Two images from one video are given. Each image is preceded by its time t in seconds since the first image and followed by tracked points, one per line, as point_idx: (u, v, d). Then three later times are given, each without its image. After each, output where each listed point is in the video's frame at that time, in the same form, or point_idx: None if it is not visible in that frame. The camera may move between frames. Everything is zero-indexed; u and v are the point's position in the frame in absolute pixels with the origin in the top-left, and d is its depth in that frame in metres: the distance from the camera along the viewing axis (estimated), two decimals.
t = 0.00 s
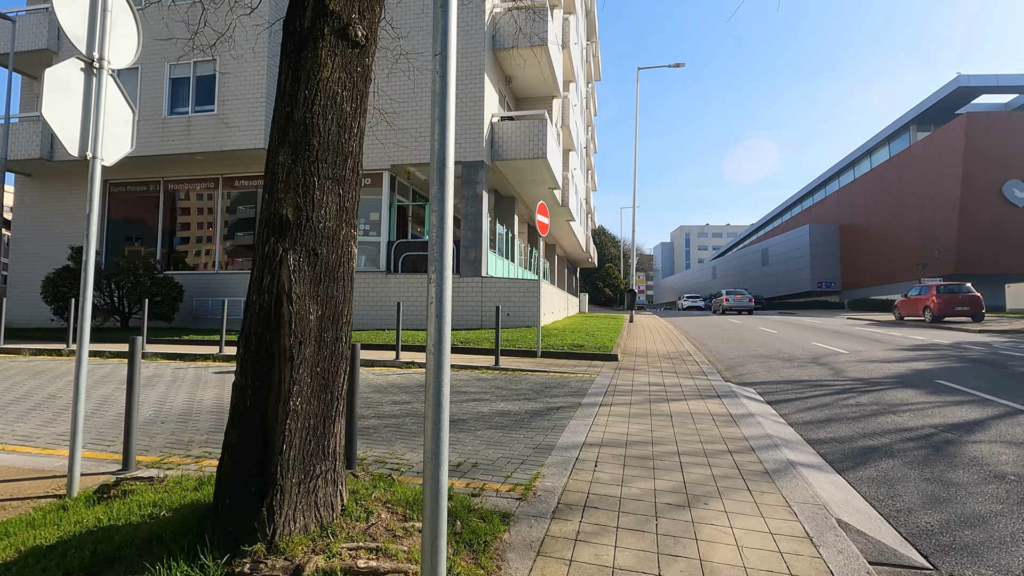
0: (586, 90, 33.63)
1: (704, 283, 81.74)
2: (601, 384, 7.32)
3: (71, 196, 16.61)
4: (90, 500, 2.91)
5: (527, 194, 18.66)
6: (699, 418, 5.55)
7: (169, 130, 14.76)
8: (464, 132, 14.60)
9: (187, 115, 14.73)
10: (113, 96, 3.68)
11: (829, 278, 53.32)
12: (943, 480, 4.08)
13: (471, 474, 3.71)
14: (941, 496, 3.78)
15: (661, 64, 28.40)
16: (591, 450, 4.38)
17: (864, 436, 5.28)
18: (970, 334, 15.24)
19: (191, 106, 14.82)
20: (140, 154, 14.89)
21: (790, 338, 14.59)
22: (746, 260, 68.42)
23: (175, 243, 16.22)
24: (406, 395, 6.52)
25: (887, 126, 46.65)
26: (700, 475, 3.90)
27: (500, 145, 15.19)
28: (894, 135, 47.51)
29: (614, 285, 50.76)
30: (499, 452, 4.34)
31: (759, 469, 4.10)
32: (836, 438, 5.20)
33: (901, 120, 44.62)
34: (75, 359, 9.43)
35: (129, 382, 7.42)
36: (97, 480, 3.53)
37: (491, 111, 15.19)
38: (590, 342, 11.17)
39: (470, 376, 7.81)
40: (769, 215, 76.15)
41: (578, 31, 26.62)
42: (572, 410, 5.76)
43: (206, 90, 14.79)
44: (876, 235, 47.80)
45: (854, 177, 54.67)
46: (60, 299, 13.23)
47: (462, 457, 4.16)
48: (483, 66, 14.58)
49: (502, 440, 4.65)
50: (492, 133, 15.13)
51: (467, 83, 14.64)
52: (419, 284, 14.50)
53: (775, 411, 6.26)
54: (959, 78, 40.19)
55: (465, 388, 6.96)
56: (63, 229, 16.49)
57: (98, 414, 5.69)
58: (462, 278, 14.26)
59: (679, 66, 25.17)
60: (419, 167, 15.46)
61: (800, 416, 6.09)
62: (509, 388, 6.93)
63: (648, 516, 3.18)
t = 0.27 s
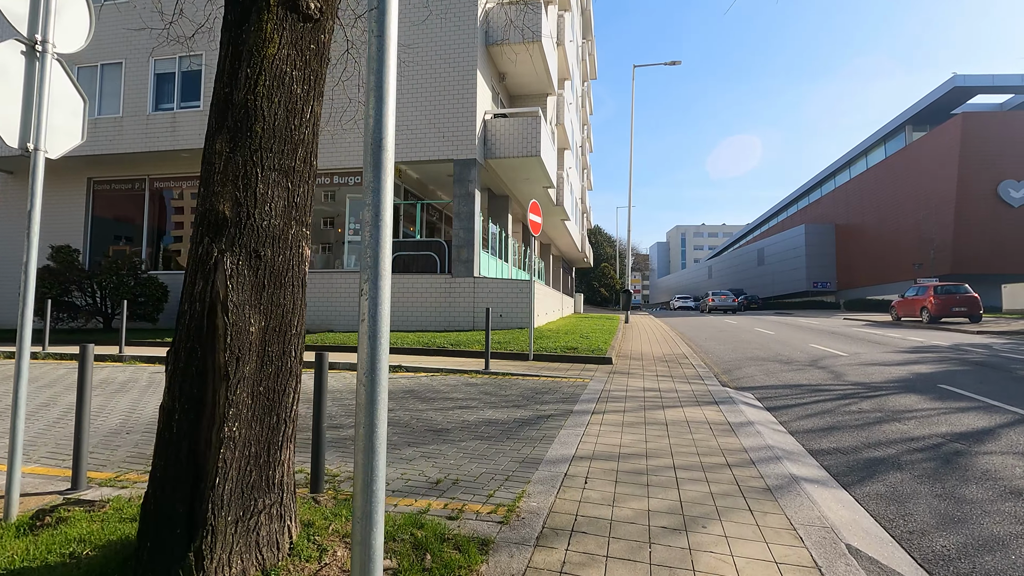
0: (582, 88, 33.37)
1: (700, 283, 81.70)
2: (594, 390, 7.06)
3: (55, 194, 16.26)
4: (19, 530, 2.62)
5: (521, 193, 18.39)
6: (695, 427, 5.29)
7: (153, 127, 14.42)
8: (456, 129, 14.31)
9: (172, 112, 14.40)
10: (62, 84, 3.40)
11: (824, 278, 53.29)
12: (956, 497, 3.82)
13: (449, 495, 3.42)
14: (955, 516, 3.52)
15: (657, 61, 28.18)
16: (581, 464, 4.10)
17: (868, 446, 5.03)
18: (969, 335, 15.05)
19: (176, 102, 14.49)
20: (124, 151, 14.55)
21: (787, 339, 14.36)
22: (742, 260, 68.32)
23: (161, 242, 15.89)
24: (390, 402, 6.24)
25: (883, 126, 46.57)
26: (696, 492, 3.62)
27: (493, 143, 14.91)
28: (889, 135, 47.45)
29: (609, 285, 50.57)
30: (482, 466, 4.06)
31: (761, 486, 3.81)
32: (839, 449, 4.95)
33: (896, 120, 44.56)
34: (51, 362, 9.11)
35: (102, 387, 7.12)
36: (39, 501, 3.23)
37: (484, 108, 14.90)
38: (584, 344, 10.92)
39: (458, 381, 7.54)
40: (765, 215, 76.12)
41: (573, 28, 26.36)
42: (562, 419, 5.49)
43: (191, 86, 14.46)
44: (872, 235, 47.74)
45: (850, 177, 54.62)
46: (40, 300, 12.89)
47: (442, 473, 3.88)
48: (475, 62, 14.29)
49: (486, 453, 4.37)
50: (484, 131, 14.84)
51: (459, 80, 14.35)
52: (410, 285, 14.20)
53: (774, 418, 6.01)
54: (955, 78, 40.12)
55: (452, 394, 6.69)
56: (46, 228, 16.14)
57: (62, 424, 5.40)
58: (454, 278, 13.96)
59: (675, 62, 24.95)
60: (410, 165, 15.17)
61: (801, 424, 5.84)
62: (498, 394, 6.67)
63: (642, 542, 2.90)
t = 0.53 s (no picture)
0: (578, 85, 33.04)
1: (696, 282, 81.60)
2: (588, 390, 6.79)
3: (38, 189, 15.87)
4: None
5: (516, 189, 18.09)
6: (694, 430, 5.01)
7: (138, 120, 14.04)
8: (449, 123, 13.99)
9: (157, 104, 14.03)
10: None
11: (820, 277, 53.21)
12: (976, 508, 3.55)
13: (429, 508, 3.12)
14: (977, 530, 3.25)
15: (654, 57, 27.89)
16: (573, 472, 3.81)
17: (877, 451, 4.75)
18: (969, 334, 14.85)
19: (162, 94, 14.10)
20: (108, 144, 14.17)
21: (786, 338, 14.12)
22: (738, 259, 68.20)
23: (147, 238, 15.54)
24: (374, 403, 5.94)
25: (880, 124, 46.43)
26: (698, 504, 3.33)
27: (486, 137, 14.60)
28: (886, 133, 47.31)
29: (605, 284, 50.35)
30: (467, 475, 3.76)
31: (765, 497, 3.53)
32: (847, 454, 4.67)
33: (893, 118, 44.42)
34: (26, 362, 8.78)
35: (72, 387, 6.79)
36: None
37: (477, 101, 14.59)
38: (578, 343, 10.64)
39: (447, 381, 7.25)
40: (761, 213, 76.02)
41: (569, 23, 26.03)
42: (554, 422, 5.21)
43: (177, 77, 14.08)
44: (868, 234, 47.66)
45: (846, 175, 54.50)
46: (19, 297, 12.53)
47: (423, 482, 3.59)
48: (468, 54, 13.97)
49: (472, 460, 4.08)
50: (478, 125, 14.53)
51: (452, 73, 14.03)
52: (401, 282, 13.91)
53: (776, 421, 5.74)
54: (952, 76, 39.97)
55: (439, 395, 6.40)
56: (29, 224, 15.75)
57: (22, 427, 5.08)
58: (446, 275, 13.67)
59: (673, 57, 24.70)
60: (403, 160, 14.85)
61: (805, 427, 5.57)
62: (488, 395, 6.37)
63: (639, 564, 2.60)
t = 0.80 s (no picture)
0: (575, 81, 32.74)
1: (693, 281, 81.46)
2: (581, 396, 6.50)
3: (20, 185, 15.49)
4: None
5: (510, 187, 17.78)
6: (692, 442, 4.73)
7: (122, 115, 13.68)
8: (440, 118, 13.67)
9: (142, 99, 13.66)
10: None
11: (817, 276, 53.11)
12: (997, 532, 3.28)
13: (400, 537, 2.83)
14: (1000, 559, 2.97)
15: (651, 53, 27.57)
16: (562, 493, 3.52)
17: (885, 465, 4.48)
18: (969, 335, 14.63)
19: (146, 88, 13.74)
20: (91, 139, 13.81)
21: (784, 339, 13.87)
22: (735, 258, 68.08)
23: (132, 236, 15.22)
24: (355, 411, 5.64)
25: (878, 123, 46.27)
26: (696, 531, 3.04)
27: (479, 133, 14.28)
28: (883, 132, 47.16)
29: (601, 283, 50.13)
30: (446, 495, 3.47)
31: (769, 520, 3.25)
32: (854, 469, 4.40)
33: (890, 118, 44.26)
34: None
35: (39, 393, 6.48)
36: None
37: (470, 97, 14.27)
38: (571, 345, 10.36)
39: (434, 386, 6.95)
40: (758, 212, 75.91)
41: (566, 19, 25.68)
42: (544, 433, 4.92)
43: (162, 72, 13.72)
44: (864, 233, 47.55)
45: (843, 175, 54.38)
46: None
47: (398, 505, 3.30)
48: (461, 49, 13.65)
49: (453, 477, 3.80)
50: (471, 121, 14.21)
51: (444, 68, 13.71)
52: (393, 282, 13.58)
53: (777, 431, 5.47)
54: (949, 76, 39.80)
55: (424, 402, 6.11)
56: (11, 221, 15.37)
57: None
58: (437, 274, 13.37)
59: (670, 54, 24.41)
60: (394, 156, 14.53)
61: (807, 438, 5.30)
62: (476, 403, 6.08)
63: None
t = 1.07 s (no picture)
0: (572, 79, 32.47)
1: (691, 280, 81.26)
2: (574, 398, 6.22)
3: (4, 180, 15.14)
4: None
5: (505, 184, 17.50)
6: (691, 448, 4.46)
7: (108, 108, 13.36)
8: (434, 113, 13.39)
9: (127, 91, 13.34)
10: None
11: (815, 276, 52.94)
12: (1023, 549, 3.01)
13: (368, 558, 2.54)
14: None
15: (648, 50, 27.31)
16: (550, 505, 3.24)
17: (895, 473, 4.21)
18: (971, 336, 14.39)
19: (132, 81, 13.40)
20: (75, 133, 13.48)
21: (784, 340, 13.61)
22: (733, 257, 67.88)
23: (119, 232, 14.88)
24: (336, 414, 5.35)
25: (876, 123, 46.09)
26: (696, 550, 2.76)
27: (473, 128, 14.00)
28: (882, 132, 46.99)
29: (599, 282, 49.87)
30: (423, 508, 3.19)
31: (776, 536, 2.97)
32: (863, 478, 4.12)
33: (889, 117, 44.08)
34: None
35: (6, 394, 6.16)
36: None
37: (465, 91, 13.98)
38: (566, 344, 10.08)
39: (421, 388, 6.66)
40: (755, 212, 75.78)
41: (563, 15, 25.40)
42: (534, 437, 4.64)
43: (149, 64, 13.40)
44: (863, 233, 47.40)
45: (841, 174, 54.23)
46: None
47: (370, 519, 3.01)
48: (455, 42, 13.39)
49: (433, 488, 3.51)
50: (465, 116, 13.93)
51: (438, 61, 13.44)
52: (385, 280, 13.30)
53: (781, 436, 5.20)
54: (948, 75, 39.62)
55: (410, 404, 5.82)
56: None
57: None
58: (430, 272, 13.08)
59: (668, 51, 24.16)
60: (387, 152, 14.24)
61: (813, 443, 5.03)
62: (464, 405, 5.79)
63: None
